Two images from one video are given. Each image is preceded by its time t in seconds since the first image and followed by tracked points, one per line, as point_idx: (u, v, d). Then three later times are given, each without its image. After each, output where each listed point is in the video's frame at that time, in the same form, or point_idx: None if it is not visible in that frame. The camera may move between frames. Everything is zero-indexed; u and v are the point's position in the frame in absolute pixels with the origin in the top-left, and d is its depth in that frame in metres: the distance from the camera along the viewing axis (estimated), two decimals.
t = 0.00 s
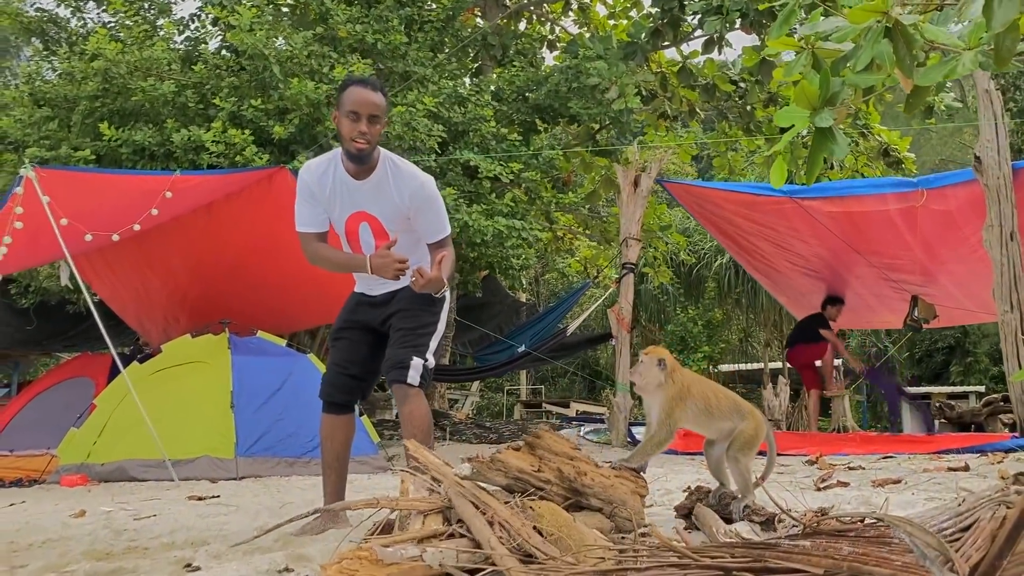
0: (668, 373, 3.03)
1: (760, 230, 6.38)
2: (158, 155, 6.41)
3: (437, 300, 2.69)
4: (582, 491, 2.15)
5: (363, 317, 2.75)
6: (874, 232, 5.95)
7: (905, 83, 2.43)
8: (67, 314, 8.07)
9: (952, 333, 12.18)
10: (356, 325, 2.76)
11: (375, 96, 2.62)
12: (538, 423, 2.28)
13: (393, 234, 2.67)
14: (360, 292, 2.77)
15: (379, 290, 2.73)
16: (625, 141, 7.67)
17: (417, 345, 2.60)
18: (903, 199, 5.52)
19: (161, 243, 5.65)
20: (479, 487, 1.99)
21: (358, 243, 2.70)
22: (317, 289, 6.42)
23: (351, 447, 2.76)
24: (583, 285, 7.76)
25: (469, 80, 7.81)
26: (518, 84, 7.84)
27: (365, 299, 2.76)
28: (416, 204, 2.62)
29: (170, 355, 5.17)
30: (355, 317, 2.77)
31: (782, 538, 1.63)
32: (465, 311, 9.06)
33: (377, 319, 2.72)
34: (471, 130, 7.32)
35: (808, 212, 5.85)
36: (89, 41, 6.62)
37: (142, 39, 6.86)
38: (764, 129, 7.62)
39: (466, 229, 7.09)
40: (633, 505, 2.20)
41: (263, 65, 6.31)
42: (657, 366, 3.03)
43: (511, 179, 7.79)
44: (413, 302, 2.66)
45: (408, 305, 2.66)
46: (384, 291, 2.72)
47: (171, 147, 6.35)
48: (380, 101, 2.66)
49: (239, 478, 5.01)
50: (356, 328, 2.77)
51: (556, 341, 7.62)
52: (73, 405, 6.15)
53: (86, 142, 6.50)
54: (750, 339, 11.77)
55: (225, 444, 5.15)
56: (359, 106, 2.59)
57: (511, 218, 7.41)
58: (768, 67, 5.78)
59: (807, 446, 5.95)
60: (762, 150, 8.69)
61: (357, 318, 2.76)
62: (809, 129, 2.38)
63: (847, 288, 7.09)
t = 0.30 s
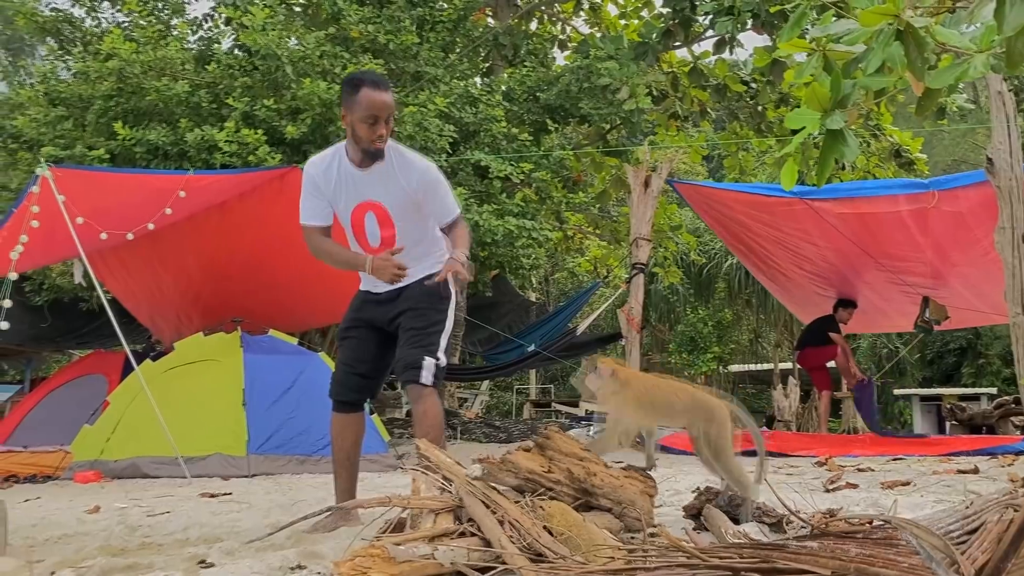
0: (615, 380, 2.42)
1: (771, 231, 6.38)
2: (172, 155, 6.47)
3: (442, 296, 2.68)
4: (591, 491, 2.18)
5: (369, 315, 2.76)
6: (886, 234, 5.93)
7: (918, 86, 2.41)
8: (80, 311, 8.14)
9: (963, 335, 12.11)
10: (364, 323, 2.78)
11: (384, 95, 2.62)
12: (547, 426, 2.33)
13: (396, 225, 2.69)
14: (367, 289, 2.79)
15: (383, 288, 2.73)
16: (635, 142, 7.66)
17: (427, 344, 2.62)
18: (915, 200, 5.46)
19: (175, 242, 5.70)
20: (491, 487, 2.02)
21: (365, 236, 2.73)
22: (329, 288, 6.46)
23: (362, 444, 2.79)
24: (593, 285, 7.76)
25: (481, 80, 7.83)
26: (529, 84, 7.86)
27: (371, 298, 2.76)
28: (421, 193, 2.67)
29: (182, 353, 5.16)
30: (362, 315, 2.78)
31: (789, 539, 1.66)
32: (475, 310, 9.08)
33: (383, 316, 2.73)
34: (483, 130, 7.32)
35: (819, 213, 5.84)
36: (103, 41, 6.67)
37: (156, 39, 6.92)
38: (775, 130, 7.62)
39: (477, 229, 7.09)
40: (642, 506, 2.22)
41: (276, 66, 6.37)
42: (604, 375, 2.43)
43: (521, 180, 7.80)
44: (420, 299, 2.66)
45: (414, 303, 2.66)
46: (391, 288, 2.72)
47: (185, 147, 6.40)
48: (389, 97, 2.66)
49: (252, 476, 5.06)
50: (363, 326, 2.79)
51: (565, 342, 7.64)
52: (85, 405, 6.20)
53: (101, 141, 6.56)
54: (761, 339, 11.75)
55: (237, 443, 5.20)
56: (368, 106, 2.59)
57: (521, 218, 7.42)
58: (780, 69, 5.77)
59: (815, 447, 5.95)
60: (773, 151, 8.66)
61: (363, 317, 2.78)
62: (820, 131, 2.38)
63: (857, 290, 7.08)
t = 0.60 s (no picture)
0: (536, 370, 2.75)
1: (785, 233, 6.36)
2: (187, 156, 6.52)
3: (413, 305, 2.70)
4: (603, 497, 2.19)
5: (329, 319, 2.75)
6: (900, 236, 5.90)
7: (933, 88, 2.39)
8: (96, 311, 8.20)
9: (979, 337, 12.00)
10: (317, 332, 2.78)
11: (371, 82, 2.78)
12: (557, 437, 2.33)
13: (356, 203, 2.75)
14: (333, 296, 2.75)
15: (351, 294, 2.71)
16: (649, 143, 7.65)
17: (411, 355, 2.64)
18: (930, 203, 5.42)
19: (190, 244, 5.73)
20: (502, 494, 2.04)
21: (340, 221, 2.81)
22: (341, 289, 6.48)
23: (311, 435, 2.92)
24: (606, 286, 7.76)
25: (494, 82, 7.84)
26: (542, 86, 7.86)
27: (338, 310, 2.72)
28: (385, 175, 2.76)
29: (197, 353, 5.24)
30: (330, 324, 2.74)
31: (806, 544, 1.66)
32: (488, 310, 9.10)
33: (351, 324, 2.71)
34: (496, 132, 7.32)
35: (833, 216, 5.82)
36: (119, 43, 6.72)
37: (171, 41, 6.96)
38: (789, 131, 7.59)
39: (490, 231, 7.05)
40: (654, 508, 2.22)
41: (290, 68, 6.42)
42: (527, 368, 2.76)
43: (534, 181, 7.80)
44: (390, 308, 2.68)
45: (390, 309, 2.68)
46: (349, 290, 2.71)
47: (200, 149, 6.44)
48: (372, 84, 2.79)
49: (266, 476, 5.04)
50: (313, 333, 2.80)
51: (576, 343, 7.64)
52: (100, 405, 6.23)
53: (117, 143, 6.61)
54: (774, 341, 11.70)
55: (251, 443, 5.20)
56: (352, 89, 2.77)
57: (535, 219, 7.40)
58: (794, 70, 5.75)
59: (829, 450, 5.92)
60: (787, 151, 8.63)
61: (323, 328, 2.76)
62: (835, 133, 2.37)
63: (871, 291, 7.05)
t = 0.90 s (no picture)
0: (545, 372, 3.38)
1: (800, 233, 6.35)
2: (204, 159, 6.59)
3: (288, 296, 2.88)
4: (619, 499, 2.19)
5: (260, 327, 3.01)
6: (917, 235, 5.86)
7: (950, 87, 2.37)
8: (114, 312, 8.27)
9: (997, 338, 11.89)
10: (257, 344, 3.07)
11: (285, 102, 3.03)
12: (575, 438, 2.33)
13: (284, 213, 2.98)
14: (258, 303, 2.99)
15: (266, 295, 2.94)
16: (663, 143, 7.63)
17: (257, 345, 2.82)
18: (947, 202, 5.36)
19: (206, 245, 5.78)
20: (520, 494, 2.05)
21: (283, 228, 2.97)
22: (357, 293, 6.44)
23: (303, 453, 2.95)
24: (620, 287, 7.75)
25: (507, 83, 7.85)
26: (555, 87, 7.86)
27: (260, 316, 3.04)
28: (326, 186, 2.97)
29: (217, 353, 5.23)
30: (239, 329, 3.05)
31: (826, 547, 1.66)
32: (502, 312, 9.11)
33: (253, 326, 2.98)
34: (509, 134, 7.31)
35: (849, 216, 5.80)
36: (137, 47, 6.78)
37: (188, 44, 7.03)
38: (804, 131, 7.57)
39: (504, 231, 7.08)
40: (671, 508, 2.22)
41: (307, 71, 6.49)
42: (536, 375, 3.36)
43: (548, 182, 7.80)
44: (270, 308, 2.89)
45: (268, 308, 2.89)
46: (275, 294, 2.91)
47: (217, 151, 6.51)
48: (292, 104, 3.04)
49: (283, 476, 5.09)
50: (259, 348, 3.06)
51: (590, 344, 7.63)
52: (118, 406, 6.27)
53: (134, 145, 6.69)
54: (789, 342, 11.66)
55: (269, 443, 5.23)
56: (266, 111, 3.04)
57: (548, 221, 7.38)
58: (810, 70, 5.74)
59: (845, 452, 5.89)
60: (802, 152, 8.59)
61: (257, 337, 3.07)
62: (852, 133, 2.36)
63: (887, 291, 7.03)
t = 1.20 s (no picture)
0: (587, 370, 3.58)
1: (817, 233, 6.32)
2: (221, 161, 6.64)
3: (182, 323, 2.84)
4: (639, 500, 2.17)
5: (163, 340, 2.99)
6: (935, 235, 5.82)
7: (969, 86, 2.36)
8: (132, 314, 8.33)
9: (1016, 338, 11.77)
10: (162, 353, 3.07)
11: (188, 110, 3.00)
12: (594, 439, 2.33)
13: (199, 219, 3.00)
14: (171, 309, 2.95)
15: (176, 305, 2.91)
16: (679, 143, 7.61)
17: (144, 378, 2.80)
18: (966, 201, 5.28)
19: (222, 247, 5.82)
20: (539, 495, 2.05)
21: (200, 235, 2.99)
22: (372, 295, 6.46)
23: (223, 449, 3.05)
24: (636, 287, 7.74)
25: (522, 84, 7.85)
26: (570, 88, 7.85)
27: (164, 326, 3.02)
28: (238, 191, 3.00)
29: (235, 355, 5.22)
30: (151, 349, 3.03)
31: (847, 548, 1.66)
32: (516, 313, 9.12)
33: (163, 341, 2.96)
34: (524, 134, 7.30)
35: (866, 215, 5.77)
36: (154, 51, 6.83)
37: (205, 47, 7.07)
38: (820, 131, 7.54)
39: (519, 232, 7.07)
40: (690, 509, 2.22)
41: (323, 74, 6.52)
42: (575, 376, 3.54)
43: (563, 183, 7.79)
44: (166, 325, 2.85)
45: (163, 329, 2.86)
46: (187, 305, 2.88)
47: (234, 153, 6.56)
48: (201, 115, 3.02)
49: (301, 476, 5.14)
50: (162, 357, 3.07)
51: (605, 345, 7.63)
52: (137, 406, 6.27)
53: (152, 148, 6.74)
54: (805, 343, 11.59)
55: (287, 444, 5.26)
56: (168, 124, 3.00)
57: (563, 221, 7.36)
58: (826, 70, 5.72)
59: (864, 453, 5.84)
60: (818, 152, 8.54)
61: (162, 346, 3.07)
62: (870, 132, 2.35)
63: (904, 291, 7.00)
